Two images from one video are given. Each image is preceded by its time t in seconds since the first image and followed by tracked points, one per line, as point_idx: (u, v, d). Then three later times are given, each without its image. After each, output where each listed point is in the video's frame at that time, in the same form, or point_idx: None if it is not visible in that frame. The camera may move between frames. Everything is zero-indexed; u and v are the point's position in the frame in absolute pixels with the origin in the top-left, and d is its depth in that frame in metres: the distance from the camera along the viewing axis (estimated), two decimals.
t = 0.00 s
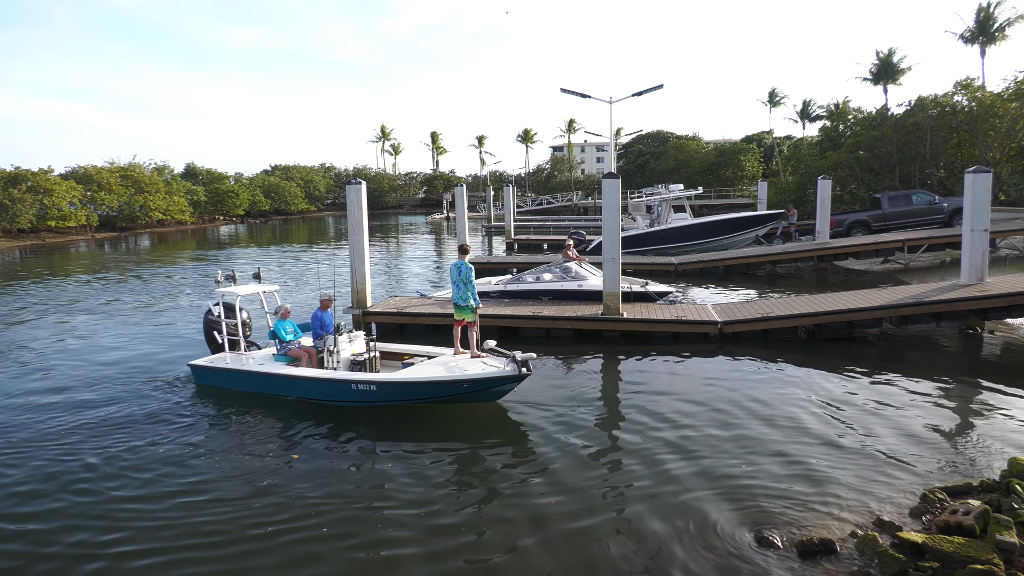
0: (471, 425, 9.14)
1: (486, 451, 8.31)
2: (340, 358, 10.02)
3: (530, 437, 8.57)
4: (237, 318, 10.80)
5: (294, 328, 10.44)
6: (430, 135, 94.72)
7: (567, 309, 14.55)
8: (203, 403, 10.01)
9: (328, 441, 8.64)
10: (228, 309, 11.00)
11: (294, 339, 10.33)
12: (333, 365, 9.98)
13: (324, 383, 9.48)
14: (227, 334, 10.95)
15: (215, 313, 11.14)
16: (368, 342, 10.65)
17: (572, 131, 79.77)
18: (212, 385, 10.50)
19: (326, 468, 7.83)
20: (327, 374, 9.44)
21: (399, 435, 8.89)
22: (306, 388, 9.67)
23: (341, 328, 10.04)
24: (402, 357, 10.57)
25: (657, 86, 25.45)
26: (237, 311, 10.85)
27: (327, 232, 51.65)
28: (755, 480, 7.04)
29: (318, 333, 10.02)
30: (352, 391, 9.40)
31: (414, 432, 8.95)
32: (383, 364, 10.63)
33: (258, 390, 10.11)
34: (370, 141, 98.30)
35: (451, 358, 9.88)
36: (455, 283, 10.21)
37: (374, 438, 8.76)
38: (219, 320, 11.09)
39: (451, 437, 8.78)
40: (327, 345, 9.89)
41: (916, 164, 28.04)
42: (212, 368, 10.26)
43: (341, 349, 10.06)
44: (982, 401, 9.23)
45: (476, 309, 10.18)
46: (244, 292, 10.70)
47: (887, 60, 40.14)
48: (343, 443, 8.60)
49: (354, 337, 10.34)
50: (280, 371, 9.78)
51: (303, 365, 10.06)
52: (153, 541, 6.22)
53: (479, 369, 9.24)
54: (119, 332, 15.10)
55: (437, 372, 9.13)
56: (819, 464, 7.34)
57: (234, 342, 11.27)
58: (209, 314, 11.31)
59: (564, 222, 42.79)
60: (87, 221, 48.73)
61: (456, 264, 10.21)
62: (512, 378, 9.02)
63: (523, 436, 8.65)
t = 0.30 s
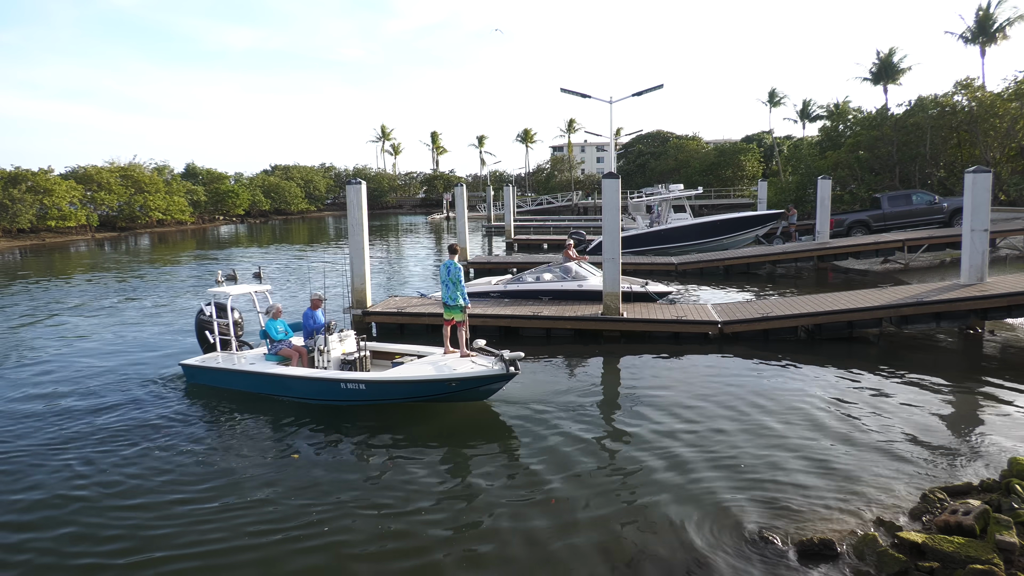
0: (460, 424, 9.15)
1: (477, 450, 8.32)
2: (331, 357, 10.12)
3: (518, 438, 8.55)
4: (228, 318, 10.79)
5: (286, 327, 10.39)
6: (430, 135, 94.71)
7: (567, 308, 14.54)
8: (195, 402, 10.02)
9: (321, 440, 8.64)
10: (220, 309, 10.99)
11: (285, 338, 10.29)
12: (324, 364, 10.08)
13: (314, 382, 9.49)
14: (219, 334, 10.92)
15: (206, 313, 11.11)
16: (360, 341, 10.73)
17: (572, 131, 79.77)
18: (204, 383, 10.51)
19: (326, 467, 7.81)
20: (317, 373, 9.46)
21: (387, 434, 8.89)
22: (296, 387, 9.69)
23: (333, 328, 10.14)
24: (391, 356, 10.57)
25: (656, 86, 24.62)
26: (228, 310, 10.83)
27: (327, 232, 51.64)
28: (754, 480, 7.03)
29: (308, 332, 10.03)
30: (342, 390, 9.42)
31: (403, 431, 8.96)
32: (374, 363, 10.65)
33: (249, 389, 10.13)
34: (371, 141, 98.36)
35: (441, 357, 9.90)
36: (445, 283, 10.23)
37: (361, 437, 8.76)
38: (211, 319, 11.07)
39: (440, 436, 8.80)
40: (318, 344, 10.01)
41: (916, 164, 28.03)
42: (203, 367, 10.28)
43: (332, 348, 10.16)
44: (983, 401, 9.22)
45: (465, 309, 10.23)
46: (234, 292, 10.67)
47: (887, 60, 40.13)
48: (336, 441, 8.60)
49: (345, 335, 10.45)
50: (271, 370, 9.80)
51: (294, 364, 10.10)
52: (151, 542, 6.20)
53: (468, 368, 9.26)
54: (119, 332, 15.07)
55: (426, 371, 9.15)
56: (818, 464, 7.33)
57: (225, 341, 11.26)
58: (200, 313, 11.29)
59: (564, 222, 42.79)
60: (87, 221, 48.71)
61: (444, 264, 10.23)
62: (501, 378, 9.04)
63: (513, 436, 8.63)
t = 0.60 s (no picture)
0: (446, 423, 9.23)
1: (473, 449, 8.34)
2: (321, 357, 10.14)
3: (507, 436, 8.61)
4: (220, 318, 10.84)
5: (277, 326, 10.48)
6: (430, 135, 94.73)
7: (567, 308, 14.55)
8: (186, 401, 10.07)
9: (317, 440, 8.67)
10: (211, 309, 11.02)
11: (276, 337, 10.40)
12: (314, 364, 10.10)
13: (303, 382, 9.56)
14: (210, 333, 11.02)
15: (198, 313, 11.15)
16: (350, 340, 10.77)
17: (572, 131, 79.78)
18: (196, 383, 10.57)
19: (328, 467, 7.84)
20: (306, 372, 9.53)
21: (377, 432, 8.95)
22: (285, 386, 9.75)
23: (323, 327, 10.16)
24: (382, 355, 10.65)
25: (656, 86, 24.82)
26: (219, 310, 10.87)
27: (327, 232, 51.64)
28: (754, 480, 7.03)
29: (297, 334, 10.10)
30: (331, 389, 9.48)
31: (391, 430, 9.02)
32: (364, 362, 10.72)
33: (240, 388, 10.18)
34: (371, 141, 98.42)
35: (430, 357, 9.99)
36: (435, 283, 10.29)
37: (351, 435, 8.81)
38: (202, 319, 11.11)
39: (427, 434, 8.88)
40: (308, 344, 10.04)
41: (916, 164, 28.05)
42: (194, 367, 10.34)
43: (322, 348, 10.17)
44: (983, 401, 9.22)
45: (454, 308, 10.29)
46: (225, 291, 10.68)
47: (887, 60, 40.14)
48: (332, 441, 8.62)
49: (335, 335, 10.43)
50: (261, 369, 9.86)
51: (284, 363, 10.16)
52: (152, 543, 6.21)
53: (456, 367, 9.34)
54: (120, 332, 15.10)
55: (414, 371, 9.22)
56: (816, 464, 7.35)
57: (217, 340, 11.29)
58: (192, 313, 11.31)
59: (564, 222, 42.81)
60: (87, 221, 48.72)
61: (433, 264, 10.35)
62: (489, 376, 9.12)
63: (504, 434, 8.69)
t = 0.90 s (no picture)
0: (436, 422, 9.32)
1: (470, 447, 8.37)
2: (312, 356, 10.16)
3: (495, 433, 8.70)
4: (212, 317, 10.88)
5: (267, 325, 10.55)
6: (430, 135, 94.73)
7: (567, 308, 14.54)
8: (177, 400, 10.11)
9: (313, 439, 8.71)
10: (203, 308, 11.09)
11: (266, 337, 10.47)
12: (305, 363, 10.11)
13: (293, 381, 9.64)
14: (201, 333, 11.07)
15: (189, 313, 11.21)
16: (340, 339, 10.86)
17: (572, 131, 79.77)
18: (185, 380, 10.60)
19: (327, 468, 7.84)
20: (296, 371, 9.60)
21: (368, 431, 9.02)
22: (276, 386, 9.82)
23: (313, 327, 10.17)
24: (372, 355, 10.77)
25: (656, 86, 25.24)
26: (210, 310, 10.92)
27: (327, 232, 51.61)
28: (753, 480, 7.03)
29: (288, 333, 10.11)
30: (321, 389, 9.56)
31: (380, 428, 9.10)
32: (354, 362, 10.84)
33: (230, 388, 10.24)
34: (371, 141, 98.47)
35: (419, 356, 10.12)
36: (423, 283, 10.49)
37: (342, 434, 8.89)
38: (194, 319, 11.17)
39: (416, 432, 8.97)
40: (298, 344, 10.06)
41: (916, 164, 28.04)
42: (185, 366, 10.40)
43: (313, 347, 10.18)
44: (984, 401, 9.21)
45: (444, 307, 10.45)
46: (217, 292, 10.73)
47: (888, 59, 40.13)
48: (330, 440, 8.65)
49: (326, 335, 10.44)
50: (251, 369, 9.92)
51: (275, 363, 10.20)
52: (152, 543, 6.22)
53: (445, 366, 9.46)
54: (120, 332, 15.09)
55: (404, 370, 9.32)
56: (815, 464, 7.34)
57: (208, 340, 11.36)
58: (183, 313, 11.35)
59: (564, 222, 42.80)
60: (87, 221, 48.72)
61: (422, 264, 10.46)
62: (477, 375, 9.24)
63: (490, 431, 8.78)
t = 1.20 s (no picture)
0: (424, 420, 9.36)
1: (467, 445, 8.37)
2: (302, 355, 10.23)
3: (483, 431, 8.76)
4: (202, 317, 10.88)
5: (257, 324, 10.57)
6: (430, 135, 94.74)
7: (567, 308, 14.53)
8: (168, 399, 10.16)
9: (306, 438, 8.74)
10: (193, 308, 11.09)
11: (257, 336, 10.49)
12: (294, 362, 10.18)
13: (283, 380, 9.69)
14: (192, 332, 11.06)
15: (179, 313, 11.22)
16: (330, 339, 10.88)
17: (572, 131, 79.77)
18: (176, 380, 10.63)
19: (327, 467, 7.83)
20: (286, 370, 9.66)
21: (358, 430, 9.06)
22: (266, 385, 9.87)
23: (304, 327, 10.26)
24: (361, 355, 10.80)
25: (657, 86, 24.98)
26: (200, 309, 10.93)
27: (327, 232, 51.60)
28: (752, 481, 7.02)
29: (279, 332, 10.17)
30: (310, 387, 9.62)
31: (369, 427, 9.14)
32: (343, 361, 10.87)
33: (221, 387, 10.29)
34: (371, 141, 98.49)
35: (408, 356, 10.17)
36: (413, 282, 10.48)
37: (333, 432, 8.94)
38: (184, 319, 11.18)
39: (404, 431, 9.01)
40: (288, 343, 10.13)
41: (916, 164, 28.04)
42: (175, 366, 10.45)
43: (303, 347, 10.25)
44: (985, 401, 9.20)
45: (433, 306, 10.45)
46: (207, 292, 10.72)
47: (887, 60, 40.13)
48: (327, 439, 8.66)
49: (316, 335, 10.50)
50: (241, 368, 9.97)
51: (265, 361, 10.24)
52: (152, 542, 6.20)
53: (433, 365, 9.51)
54: (119, 332, 15.08)
55: (392, 369, 9.37)
56: (814, 465, 7.32)
57: (199, 339, 11.36)
58: (174, 313, 11.35)
59: (564, 222, 42.81)
60: (87, 221, 48.71)
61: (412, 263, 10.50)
62: (465, 374, 9.28)
63: (478, 429, 8.83)
